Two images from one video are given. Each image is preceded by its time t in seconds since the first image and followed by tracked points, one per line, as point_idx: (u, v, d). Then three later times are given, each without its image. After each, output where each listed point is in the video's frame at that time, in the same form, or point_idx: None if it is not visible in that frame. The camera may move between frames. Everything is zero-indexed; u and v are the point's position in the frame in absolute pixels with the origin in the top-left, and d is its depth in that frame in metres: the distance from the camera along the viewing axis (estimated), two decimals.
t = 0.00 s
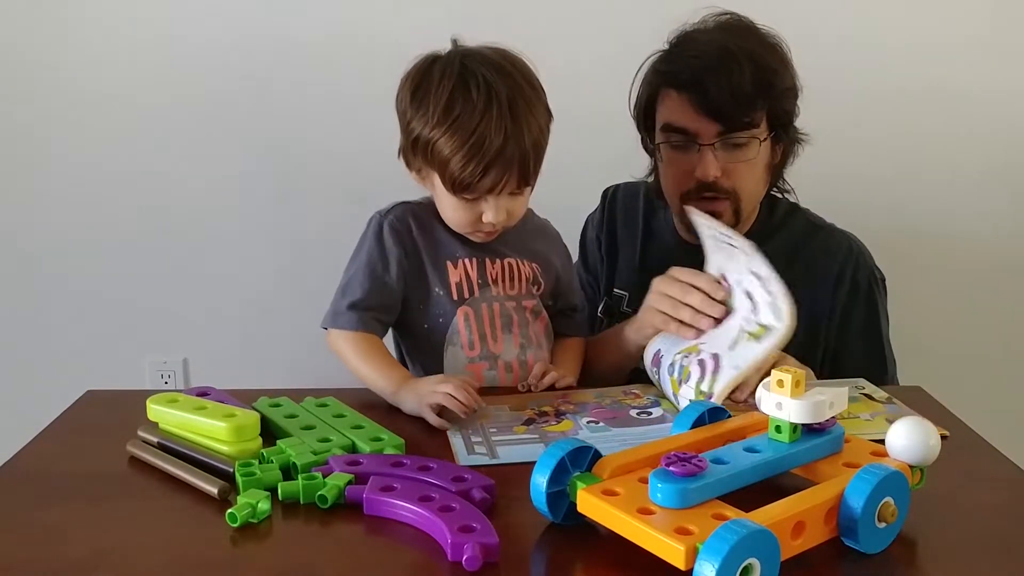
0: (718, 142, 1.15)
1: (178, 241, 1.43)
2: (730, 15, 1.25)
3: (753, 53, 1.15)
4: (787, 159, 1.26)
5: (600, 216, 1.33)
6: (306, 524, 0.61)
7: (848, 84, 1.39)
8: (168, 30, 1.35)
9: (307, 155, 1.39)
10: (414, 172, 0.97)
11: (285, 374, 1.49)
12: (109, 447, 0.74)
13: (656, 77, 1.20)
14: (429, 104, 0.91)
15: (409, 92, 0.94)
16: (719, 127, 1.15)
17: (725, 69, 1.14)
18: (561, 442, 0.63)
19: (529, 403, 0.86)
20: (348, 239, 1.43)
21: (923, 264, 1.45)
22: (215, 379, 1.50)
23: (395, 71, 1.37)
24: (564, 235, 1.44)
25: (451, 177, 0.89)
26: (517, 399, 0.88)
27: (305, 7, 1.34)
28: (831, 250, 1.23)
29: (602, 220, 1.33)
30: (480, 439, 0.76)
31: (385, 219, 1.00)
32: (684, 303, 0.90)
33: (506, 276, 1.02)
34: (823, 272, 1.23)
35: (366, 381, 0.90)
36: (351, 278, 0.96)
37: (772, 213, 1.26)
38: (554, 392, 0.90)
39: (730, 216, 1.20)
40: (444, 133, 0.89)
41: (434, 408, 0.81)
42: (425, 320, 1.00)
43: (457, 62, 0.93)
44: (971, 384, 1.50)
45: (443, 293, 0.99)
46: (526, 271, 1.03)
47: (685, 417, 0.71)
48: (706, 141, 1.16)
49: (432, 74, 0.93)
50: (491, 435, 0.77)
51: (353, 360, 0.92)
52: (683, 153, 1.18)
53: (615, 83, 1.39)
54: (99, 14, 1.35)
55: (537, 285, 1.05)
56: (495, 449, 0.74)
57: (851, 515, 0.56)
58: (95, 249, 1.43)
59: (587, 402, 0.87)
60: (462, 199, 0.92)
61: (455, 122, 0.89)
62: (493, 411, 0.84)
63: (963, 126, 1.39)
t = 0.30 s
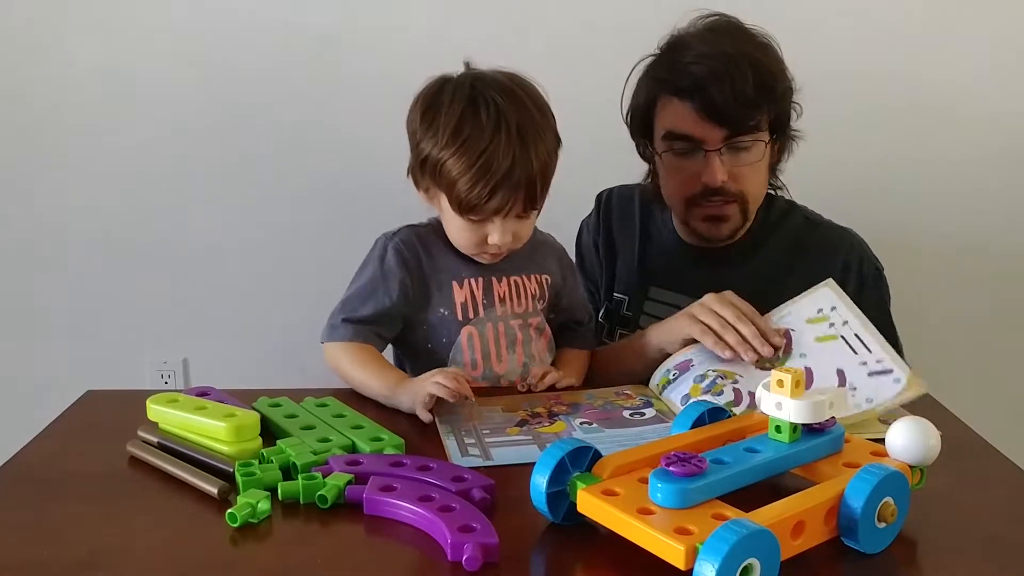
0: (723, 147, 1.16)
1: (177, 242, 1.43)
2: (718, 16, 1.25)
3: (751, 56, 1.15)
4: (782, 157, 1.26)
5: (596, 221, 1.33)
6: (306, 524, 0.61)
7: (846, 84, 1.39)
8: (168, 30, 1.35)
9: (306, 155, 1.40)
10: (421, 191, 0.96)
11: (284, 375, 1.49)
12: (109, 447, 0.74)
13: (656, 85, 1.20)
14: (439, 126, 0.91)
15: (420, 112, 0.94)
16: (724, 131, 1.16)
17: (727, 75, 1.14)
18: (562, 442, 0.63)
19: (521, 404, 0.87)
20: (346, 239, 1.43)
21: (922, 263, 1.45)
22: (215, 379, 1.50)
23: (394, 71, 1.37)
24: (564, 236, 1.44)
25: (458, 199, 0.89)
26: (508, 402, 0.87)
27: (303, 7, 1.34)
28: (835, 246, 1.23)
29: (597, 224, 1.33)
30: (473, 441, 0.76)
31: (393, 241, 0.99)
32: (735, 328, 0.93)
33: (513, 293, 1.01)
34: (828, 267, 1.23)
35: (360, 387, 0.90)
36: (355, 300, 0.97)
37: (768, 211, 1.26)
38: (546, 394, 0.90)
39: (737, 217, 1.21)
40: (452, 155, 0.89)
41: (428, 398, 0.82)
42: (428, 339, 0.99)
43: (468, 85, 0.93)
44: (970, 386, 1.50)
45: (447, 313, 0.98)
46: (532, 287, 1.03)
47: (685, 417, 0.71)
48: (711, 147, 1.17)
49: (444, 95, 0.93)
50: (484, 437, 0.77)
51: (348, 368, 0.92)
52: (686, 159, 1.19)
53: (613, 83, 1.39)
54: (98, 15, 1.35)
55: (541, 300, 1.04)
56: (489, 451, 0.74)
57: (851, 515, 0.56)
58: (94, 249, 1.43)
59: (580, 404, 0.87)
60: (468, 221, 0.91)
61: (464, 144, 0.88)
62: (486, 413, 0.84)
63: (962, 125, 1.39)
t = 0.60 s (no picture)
0: (745, 153, 1.15)
1: (177, 242, 1.43)
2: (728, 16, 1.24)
3: (774, 58, 1.13)
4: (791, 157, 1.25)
5: (596, 223, 1.32)
6: (306, 524, 0.61)
7: (847, 84, 1.39)
8: (169, 30, 1.35)
9: (306, 155, 1.40)
10: (436, 196, 0.96)
11: (285, 375, 1.49)
12: (108, 447, 0.74)
13: (676, 87, 1.17)
14: (460, 133, 0.90)
15: (439, 117, 0.93)
16: (748, 137, 1.14)
17: (755, 81, 1.12)
18: (561, 442, 0.63)
19: (521, 404, 0.86)
20: (346, 239, 1.43)
21: (922, 263, 1.45)
22: (215, 379, 1.50)
23: (395, 70, 1.37)
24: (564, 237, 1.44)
25: (478, 208, 0.89)
26: (510, 401, 0.87)
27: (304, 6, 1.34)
28: (846, 251, 1.25)
29: (597, 227, 1.32)
30: (474, 440, 0.76)
31: (393, 256, 0.99)
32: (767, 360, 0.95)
33: (513, 300, 1.03)
34: (840, 271, 1.24)
35: (359, 390, 0.88)
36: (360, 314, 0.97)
37: (776, 214, 1.25)
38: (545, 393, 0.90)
39: (753, 222, 1.21)
40: (473, 164, 0.88)
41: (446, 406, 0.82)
42: (430, 348, 1.00)
43: (490, 92, 0.92)
44: (970, 386, 1.50)
45: (450, 322, 1.00)
46: (532, 293, 1.05)
47: (685, 417, 0.71)
48: (734, 151, 1.15)
49: (464, 101, 0.93)
50: (485, 437, 0.77)
51: (349, 371, 0.91)
52: (710, 162, 1.17)
53: (614, 82, 1.39)
54: (98, 14, 1.35)
55: (542, 305, 1.06)
56: (490, 450, 0.74)
57: (851, 515, 0.56)
58: (95, 249, 1.43)
59: (580, 404, 0.87)
60: (484, 230, 0.92)
61: (485, 154, 0.88)
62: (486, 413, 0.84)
63: (964, 124, 1.39)
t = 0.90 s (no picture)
0: (737, 155, 1.13)
1: (178, 241, 1.43)
2: (741, 18, 1.22)
3: (776, 65, 1.12)
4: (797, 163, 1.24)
5: (597, 226, 1.33)
6: (306, 524, 0.61)
7: (848, 83, 1.39)
8: (169, 30, 1.35)
9: (306, 155, 1.40)
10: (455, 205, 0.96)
11: (285, 374, 1.49)
12: (108, 447, 0.74)
13: (678, 88, 1.17)
14: (486, 143, 0.89)
15: (462, 127, 0.92)
16: (740, 139, 1.13)
17: (749, 82, 1.11)
18: (561, 442, 0.63)
19: (521, 404, 0.86)
20: (347, 238, 1.43)
21: (921, 262, 1.45)
22: (215, 379, 1.50)
23: (395, 69, 1.37)
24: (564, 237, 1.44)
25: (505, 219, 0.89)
26: (509, 401, 0.87)
27: (304, 5, 1.34)
28: (850, 252, 1.25)
29: (598, 229, 1.33)
30: (474, 440, 0.77)
31: (403, 267, 1.00)
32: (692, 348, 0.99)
33: (526, 308, 1.03)
34: (844, 273, 1.24)
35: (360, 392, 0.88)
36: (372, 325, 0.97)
37: (782, 215, 1.26)
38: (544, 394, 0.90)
39: (745, 224, 1.19)
40: (501, 176, 0.88)
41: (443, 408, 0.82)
42: (444, 359, 1.00)
43: (512, 99, 0.91)
44: (971, 385, 1.50)
45: (462, 334, 1.00)
46: (542, 299, 1.05)
47: (685, 417, 0.71)
48: (726, 153, 1.14)
49: (486, 110, 0.91)
50: (485, 437, 0.77)
51: (352, 374, 0.90)
52: (702, 162, 1.16)
53: (615, 82, 1.39)
54: (98, 14, 1.35)
55: (552, 311, 1.07)
56: (490, 451, 0.74)
57: (851, 515, 0.56)
58: (94, 249, 1.43)
59: (580, 404, 0.87)
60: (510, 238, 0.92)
61: (513, 164, 0.87)
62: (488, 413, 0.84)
63: (964, 123, 1.39)
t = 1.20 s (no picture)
0: (740, 155, 1.13)
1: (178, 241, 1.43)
2: (755, 19, 1.22)
3: (783, 67, 1.12)
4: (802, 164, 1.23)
5: (595, 227, 1.34)
6: (306, 524, 0.61)
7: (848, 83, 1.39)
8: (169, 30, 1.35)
9: (306, 154, 1.40)
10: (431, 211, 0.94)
11: (286, 373, 1.49)
12: (108, 447, 0.74)
13: (684, 86, 1.17)
14: (500, 156, 0.86)
15: (468, 139, 0.88)
16: (742, 139, 1.12)
17: (754, 82, 1.11)
18: (561, 442, 0.63)
19: (516, 399, 0.86)
20: (347, 238, 1.43)
21: (921, 262, 1.45)
22: (216, 379, 1.50)
23: (395, 69, 1.37)
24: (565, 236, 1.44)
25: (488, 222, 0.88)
26: (505, 397, 0.87)
27: (304, 6, 1.34)
28: (852, 251, 1.25)
29: (597, 231, 1.34)
30: (466, 435, 0.77)
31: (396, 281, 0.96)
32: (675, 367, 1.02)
33: (506, 320, 1.03)
34: (847, 274, 1.24)
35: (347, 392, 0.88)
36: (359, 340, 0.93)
37: (785, 217, 1.26)
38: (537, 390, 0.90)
39: (745, 224, 1.19)
40: (519, 190, 0.85)
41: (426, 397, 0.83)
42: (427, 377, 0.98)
43: (517, 105, 0.89)
44: (971, 385, 1.50)
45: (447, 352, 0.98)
46: (519, 309, 1.06)
47: (685, 417, 0.71)
48: (728, 152, 1.13)
49: (494, 121, 0.88)
50: (478, 432, 0.78)
51: (336, 377, 0.90)
52: (702, 162, 1.15)
53: (615, 83, 1.39)
54: (99, 14, 1.35)
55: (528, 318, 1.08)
56: (480, 444, 0.75)
57: (851, 514, 0.56)
58: (95, 248, 1.43)
59: (575, 400, 0.87)
60: (493, 244, 0.91)
61: (532, 177, 0.85)
62: (481, 408, 0.84)
63: (964, 124, 1.39)
